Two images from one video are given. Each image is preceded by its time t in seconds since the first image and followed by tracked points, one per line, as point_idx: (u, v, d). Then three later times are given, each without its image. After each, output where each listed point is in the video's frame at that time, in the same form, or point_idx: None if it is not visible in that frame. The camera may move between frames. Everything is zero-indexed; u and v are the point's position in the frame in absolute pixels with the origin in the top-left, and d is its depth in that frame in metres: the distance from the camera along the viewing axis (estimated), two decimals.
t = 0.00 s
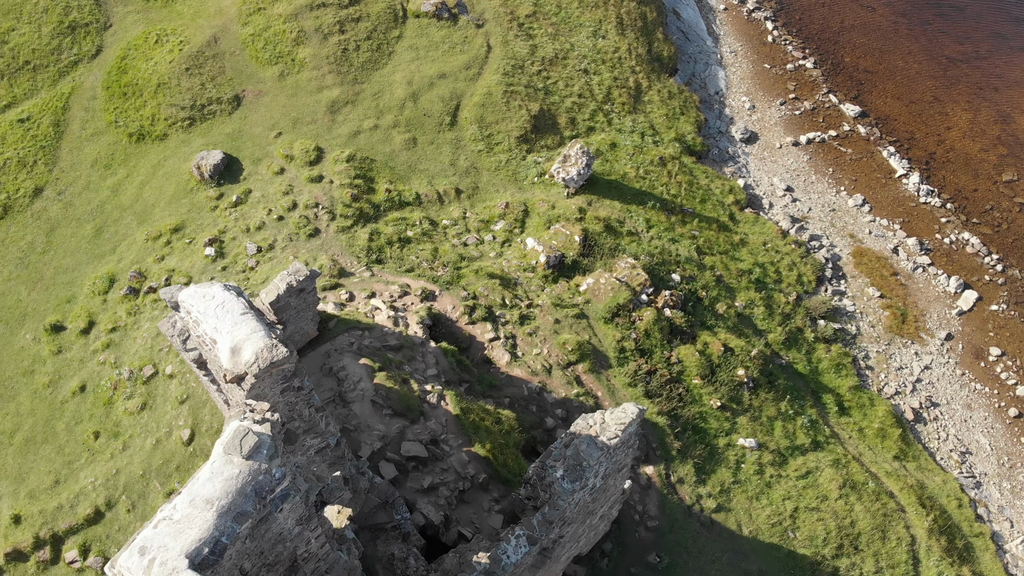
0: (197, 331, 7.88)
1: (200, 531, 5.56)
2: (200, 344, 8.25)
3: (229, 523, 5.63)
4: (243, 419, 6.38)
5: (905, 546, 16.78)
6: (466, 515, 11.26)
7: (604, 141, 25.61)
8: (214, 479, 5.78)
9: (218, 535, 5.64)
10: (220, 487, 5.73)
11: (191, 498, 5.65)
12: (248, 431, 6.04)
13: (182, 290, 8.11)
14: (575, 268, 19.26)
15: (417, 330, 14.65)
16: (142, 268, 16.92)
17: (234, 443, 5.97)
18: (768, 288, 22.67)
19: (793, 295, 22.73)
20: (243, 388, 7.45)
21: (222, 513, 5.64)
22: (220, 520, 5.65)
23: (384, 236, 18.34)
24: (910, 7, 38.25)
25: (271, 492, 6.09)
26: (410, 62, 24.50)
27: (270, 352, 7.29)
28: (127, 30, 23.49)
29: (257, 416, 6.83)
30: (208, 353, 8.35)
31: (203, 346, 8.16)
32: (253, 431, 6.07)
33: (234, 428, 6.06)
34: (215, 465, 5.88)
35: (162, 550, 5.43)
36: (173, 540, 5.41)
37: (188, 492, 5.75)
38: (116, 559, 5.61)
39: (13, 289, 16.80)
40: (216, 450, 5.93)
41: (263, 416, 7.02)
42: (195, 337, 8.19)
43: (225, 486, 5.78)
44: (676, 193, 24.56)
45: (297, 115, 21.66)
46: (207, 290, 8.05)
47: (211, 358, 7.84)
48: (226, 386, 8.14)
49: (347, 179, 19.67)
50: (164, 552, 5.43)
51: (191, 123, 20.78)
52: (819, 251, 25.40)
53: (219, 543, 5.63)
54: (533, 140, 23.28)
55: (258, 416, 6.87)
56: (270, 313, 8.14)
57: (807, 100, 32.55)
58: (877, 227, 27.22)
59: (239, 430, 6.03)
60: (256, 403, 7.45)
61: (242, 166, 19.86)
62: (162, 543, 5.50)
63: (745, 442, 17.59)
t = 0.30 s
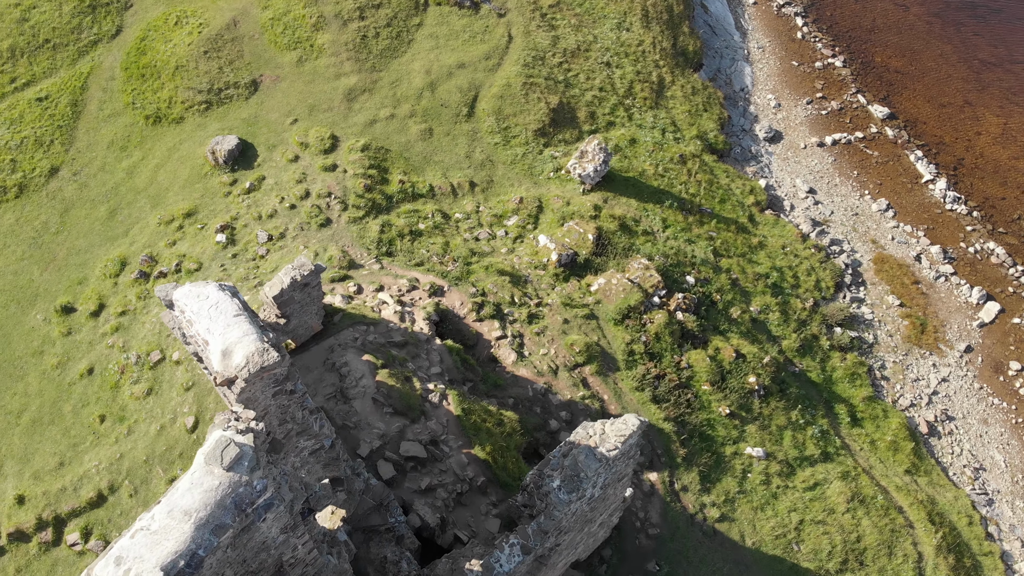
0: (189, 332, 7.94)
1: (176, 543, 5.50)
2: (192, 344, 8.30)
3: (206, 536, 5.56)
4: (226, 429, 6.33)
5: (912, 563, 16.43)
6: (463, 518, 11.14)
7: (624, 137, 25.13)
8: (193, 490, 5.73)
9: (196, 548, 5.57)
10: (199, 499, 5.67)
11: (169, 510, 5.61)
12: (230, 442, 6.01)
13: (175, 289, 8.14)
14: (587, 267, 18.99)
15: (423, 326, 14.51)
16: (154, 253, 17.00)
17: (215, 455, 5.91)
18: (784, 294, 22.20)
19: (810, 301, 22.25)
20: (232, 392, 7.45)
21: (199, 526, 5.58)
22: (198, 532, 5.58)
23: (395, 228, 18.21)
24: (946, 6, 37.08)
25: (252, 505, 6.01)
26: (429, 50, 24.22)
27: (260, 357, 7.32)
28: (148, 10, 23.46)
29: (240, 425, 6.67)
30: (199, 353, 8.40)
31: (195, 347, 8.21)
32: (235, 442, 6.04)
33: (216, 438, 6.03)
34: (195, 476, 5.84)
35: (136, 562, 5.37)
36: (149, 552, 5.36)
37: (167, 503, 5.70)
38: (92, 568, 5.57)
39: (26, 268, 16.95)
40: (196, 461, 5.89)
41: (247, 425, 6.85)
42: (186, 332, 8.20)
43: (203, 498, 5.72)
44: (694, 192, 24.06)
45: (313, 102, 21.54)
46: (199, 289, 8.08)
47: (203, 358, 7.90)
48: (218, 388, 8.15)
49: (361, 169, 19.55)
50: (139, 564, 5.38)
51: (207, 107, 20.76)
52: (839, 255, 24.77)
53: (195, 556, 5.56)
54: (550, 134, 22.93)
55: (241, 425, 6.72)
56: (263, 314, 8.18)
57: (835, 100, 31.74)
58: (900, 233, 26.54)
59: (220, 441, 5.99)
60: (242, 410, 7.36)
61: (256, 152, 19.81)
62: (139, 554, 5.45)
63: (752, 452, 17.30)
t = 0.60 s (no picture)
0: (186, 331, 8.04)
1: (156, 552, 5.65)
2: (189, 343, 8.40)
3: (186, 547, 5.72)
4: (213, 436, 6.44)
5: None
6: (461, 519, 11.05)
7: (643, 132, 24.68)
8: (176, 499, 5.88)
9: (175, 557, 5.73)
10: (181, 508, 5.82)
11: (151, 518, 5.77)
12: (214, 452, 6.11)
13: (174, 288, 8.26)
14: (599, 266, 18.73)
15: (430, 321, 14.35)
16: (165, 237, 17.03)
17: (199, 464, 6.03)
18: (801, 299, 21.76)
19: (827, 307, 21.79)
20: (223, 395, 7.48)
21: (180, 536, 5.74)
22: (178, 542, 5.74)
23: (407, 219, 18.06)
24: (983, 5, 35.93)
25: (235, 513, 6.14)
26: (449, 39, 23.91)
27: (253, 359, 7.38)
28: None
29: (228, 432, 6.68)
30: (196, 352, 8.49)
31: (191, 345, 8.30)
32: (219, 451, 6.12)
33: (201, 447, 6.13)
34: (179, 484, 5.98)
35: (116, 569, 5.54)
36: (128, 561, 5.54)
37: (149, 511, 5.86)
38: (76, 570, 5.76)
39: (39, 248, 17.05)
40: (180, 469, 6.02)
41: (234, 432, 6.80)
42: (182, 335, 8.31)
43: (186, 507, 5.87)
44: (713, 191, 23.59)
45: (330, 89, 21.38)
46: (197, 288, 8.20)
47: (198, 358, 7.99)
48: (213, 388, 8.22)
49: (375, 159, 19.39)
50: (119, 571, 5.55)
51: (224, 91, 20.71)
52: (859, 260, 24.22)
53: (175, 565, 5.73)
54: (568, 128, 22.56)
55: (228, 432, 6.66)
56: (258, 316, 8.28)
57: (862, 100, 30.95)
58: (923, 240, 25.90)
59: (205, 450, 6.08)
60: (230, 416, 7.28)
61: (271, 138, 19.73)
62: (119, 561, 5.61)
63: (760, 460, 17.00)
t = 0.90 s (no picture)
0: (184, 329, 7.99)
1: (138, 560, 5.65)
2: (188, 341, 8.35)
3: (168, 555, 5.72)
4: (201, 441, 6.35)
5: None
6: (460, 519, 10.99)
7: (662, 127, 24.25)
8: (160, 506, 5.83)
9: (158, 564, 5.73)
10: (165, 516, 5.79)
11: (134, 525, 5.74)
12: (200, 459, 5.99)
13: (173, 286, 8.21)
14: (610, 264, 18.48)
15: (436, 317, 14.17)
16: (176, 221, 17.02)
17: (184, 471, 5.93)
18: (816, 303, 21.37)
19: (842, 311, 21.37)
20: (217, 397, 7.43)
21: (163, 545, 5.72)
22: (161, 550, 5.74)
23: (417, 211, 17.90)
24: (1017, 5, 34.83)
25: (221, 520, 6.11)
26: (467, 28, 23.59)
27: (246, 360, 7.28)
28: None
29: (217, 437, 6.59)
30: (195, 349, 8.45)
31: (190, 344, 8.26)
32: (205, 459, 6.00)
33: (188, 453, 6.02)
34: (163, 490, 5.91)
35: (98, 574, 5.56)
36: (109, 568, 5.54)
37: (134, 515, 5.82)
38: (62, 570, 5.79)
39: (51, 228, 17.12)
40: (166, 475, 5.94)
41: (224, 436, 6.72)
42: (182, 333, 8.26)
43: (169, 514, 5.84)
44: (731, 189, 23.16)
45: (345, 76, 21.20)
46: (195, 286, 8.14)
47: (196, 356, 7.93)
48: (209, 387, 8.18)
49: (388, 148, 19.23)
50: None
51: (239, 75, 20.61)
52: (877, 265, 23.72)
53: (158, 572, 5.74)
54: (585, 121, 22.20)
55: (217, 437, 6.57)
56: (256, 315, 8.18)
57: (887, 100, 30.21)
58: (943, 245, 25.31)
59: (191, 456, 5.97)
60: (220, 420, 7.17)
61: (284, 124, 19.62)
62: (102, 566, 5.63)
63: (767, 467, 16.77)
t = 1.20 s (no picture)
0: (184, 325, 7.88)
1: (126, 563, 5.62)
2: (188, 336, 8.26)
3: (157, 559, 5.70)
4: (194, 443, 6.26)
5: None
6: (460, 518, 10.93)
7: (682, 123, 23.82)
8: (150, 509, 5.80)
9: (146, 567, 5.71)
10: (154, 520, 5.75)
11: (123, 527, 5.70)
12: (192, 462, 5.91)
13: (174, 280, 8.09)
14: (623, 262, 18.22)
15: (444, 312, 14.08)
16: (189, 205, 17.01)
17: (175, 475, 5.86)
18: (833, 308, 20.97)
19: (858, 317, 20.97)
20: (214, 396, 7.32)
21: (151, 549, 5.68)
22: (149, 554, 5.70)
23: (430, 202, 17.75)
24: None
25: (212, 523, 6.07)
26: (487, 16, 23.26)
27: (245, 360, 7.17)
28: None
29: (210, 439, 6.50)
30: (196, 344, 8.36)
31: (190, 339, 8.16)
32: (197, 462, 5.94)
33: (179, 456, 5.94)
34: (155, 492, 5.87)
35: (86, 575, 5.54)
36: (98, 570, 5.51)
37: (123, 518, 5.77)
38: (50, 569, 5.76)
39: (66, 209, 17.19)
40: (157, 477, 5.88)
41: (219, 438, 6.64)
42: (183, 329, 8.16)
43: (159, 518, 5.80)
44: (750, 189, 22.73)
45: (362, 62, 21.00)
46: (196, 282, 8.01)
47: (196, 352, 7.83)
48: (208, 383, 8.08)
49: (403, 138, 19.05)
50: None
51: (256, 59, 20.49)
52: (896, 270, 23.22)
53: None
54: (603, 115, 21.85)
55: (211, 439, 6.49)
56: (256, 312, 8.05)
57: (914, 101, 29.48)
58: (965, 252, 24.73)
59: (183, 460, 5.90)
60: (217, 421, 7.05)
61: (300, 110, 19.50)
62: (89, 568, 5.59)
63: (774, 474, 16.53)
